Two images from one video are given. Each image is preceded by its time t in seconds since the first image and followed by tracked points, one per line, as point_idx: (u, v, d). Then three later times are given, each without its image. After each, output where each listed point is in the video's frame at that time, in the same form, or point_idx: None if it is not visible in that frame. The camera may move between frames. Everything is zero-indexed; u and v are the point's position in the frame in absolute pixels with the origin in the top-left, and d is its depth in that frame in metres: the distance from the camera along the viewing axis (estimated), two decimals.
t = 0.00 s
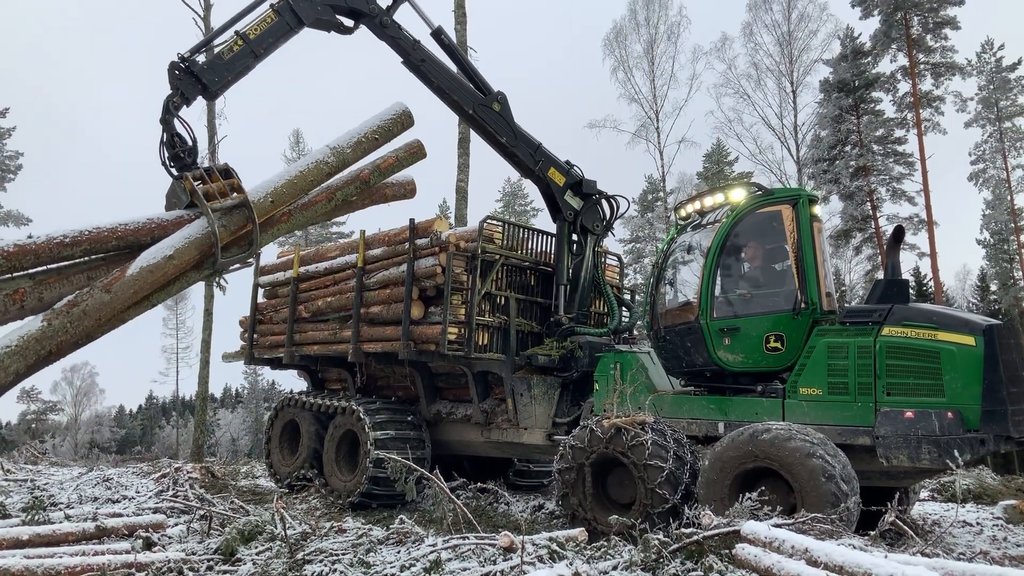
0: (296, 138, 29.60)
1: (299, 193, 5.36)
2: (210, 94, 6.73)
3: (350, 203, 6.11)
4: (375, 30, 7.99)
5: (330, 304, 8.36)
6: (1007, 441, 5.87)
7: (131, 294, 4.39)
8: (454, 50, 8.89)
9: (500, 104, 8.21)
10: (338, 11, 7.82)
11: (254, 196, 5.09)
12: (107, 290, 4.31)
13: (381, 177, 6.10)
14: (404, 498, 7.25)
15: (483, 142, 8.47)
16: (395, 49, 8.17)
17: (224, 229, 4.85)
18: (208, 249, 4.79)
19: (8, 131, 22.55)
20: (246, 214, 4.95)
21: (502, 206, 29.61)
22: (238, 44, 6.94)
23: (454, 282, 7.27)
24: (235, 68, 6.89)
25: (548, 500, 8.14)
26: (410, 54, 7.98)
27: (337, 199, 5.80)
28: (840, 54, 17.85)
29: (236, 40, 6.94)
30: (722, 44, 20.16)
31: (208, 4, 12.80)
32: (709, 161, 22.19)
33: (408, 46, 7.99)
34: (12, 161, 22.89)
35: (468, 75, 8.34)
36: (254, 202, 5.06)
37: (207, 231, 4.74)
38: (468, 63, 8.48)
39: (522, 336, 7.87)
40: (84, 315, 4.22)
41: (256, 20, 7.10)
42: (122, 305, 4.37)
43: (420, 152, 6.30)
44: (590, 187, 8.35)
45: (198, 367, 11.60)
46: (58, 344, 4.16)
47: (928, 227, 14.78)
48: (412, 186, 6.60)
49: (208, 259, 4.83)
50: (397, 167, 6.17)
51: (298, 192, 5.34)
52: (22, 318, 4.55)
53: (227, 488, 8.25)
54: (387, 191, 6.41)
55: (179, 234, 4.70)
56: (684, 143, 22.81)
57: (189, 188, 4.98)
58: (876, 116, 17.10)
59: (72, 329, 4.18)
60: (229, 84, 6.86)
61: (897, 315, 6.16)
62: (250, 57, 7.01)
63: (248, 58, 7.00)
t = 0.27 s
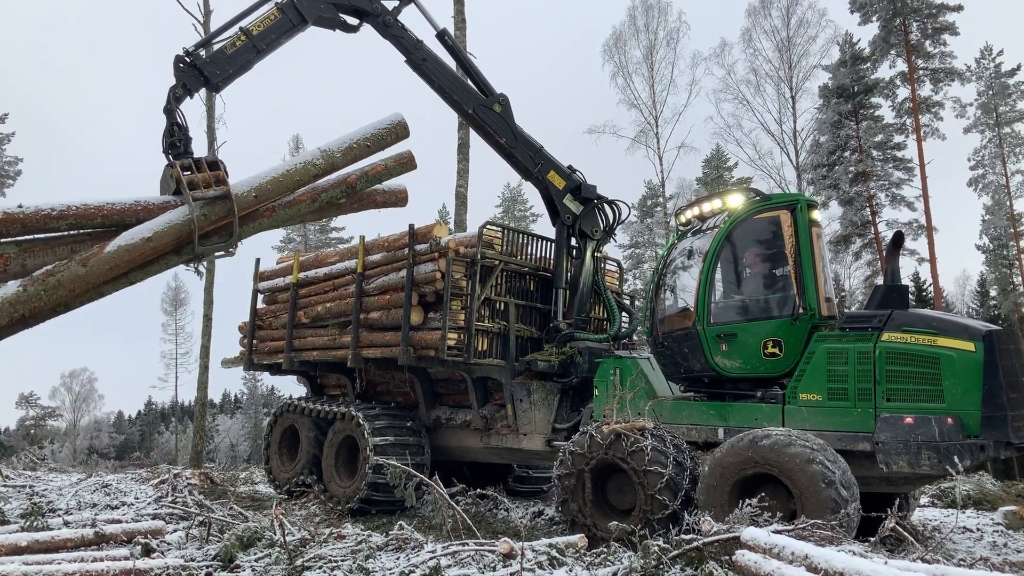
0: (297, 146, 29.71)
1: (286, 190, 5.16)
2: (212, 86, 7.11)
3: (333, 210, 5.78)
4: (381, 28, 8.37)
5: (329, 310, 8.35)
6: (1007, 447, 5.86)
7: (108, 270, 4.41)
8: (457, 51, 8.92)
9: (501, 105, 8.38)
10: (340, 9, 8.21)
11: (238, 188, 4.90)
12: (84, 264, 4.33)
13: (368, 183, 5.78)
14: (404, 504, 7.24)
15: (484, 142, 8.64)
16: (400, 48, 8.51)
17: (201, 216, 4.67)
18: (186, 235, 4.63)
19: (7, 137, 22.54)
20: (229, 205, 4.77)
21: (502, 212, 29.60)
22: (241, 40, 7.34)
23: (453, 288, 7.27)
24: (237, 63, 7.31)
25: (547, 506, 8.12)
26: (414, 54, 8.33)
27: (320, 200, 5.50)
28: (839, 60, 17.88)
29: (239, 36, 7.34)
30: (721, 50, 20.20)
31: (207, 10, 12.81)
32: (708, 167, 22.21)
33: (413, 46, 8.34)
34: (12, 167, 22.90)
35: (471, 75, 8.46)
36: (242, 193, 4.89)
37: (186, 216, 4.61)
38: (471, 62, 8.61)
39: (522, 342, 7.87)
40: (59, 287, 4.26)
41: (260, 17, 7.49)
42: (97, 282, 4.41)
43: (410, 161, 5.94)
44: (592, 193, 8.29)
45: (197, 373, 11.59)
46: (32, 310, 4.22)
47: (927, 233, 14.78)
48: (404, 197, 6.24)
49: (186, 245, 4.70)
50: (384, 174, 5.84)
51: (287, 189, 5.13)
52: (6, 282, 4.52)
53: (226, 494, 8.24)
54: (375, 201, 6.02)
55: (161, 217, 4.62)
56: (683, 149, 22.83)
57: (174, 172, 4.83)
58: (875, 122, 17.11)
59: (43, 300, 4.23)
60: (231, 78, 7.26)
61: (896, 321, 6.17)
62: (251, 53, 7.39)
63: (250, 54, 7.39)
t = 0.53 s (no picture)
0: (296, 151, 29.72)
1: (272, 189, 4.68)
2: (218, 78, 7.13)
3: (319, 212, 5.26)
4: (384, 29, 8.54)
5: (327, 315, 8.35)
6: (1006, 451, 5.85)
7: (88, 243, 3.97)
8: (461, 52, 8.90)
9: (501, 107, 8.42)
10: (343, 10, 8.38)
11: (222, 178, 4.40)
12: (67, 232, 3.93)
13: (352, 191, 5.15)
14: (402, 508, 7.23)
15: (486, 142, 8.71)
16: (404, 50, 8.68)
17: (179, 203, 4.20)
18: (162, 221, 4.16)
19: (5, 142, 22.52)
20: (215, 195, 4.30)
21: (500, 216, 29.60)
22: (245, 36, 7.43)
23: (451, 291, 7.27)
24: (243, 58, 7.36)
25: (546, 510, 8.12)
26: (415, 55, 8.48)
27: (301, 203, 4.91)
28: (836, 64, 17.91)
29: (243, 32, 7.43)
30: (719, 54, 20.24)
31: (205, 15, 12.82)
32: (707, 171, 22.23)
33: (416, 47, 8.48)
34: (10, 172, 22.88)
35: (472, 76, 8.51)
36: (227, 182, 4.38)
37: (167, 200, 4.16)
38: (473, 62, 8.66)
39: (520, 346, 7.88)
40: (38, 253, 3.85)
41: (265, 15, 7.61)
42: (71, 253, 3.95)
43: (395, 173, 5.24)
44: (592, 197, 8.21)
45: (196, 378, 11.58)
46: (7, 275, 3.85)
47: (926, 236, 14.79)
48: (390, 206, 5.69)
49: (162, 231, 4.23)
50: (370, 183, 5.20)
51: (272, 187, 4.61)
52: None
53: (225, 499, 8.22)
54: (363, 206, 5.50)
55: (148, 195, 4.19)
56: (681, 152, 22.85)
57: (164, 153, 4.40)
58: (873, 126, 17.13)
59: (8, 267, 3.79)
60: (234, 72, 7.30)
61: (895, 325, 6.18)
62: (257, 49, 7.50)
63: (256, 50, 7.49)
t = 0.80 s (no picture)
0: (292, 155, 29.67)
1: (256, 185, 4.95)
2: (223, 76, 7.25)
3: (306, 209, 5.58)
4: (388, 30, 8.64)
5: (325, 317, 8.35)
6: (1003, 453, 5.84)
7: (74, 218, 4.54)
8: (465, 53, 8.89)
9: (502, 108, 8.41)
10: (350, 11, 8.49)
11: (208, 171, 4.78)
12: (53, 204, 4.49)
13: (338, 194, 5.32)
14: (400, 511, 7.22)
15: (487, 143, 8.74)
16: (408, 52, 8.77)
17: (165, 188, 4.65)
18: (148, 205, 4.64)
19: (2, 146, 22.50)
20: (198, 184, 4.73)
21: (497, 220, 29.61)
22: (252, 34, 7.58)
23: (449, 294, 7.27)
24: (249, 56, 7.51)
25: (544, 513, 8.12)
26: (419, 56, 8.56)
27: (282, 201, 5.17)
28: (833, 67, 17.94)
29: (250, 31, 7.57)
30: (716, 57, 20.27)
31: (202, 19, 12.82)
32: (704, 174, 22.25)
33: (420, 48, 8.56)
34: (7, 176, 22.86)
35: (474, 77, 8.52)
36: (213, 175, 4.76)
37: (154, 185, 4.63)
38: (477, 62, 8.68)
39: (518, 348, 7.88)
40: (25, 221, 4.42)
41: (274, 15, 7.75)
42: (55, 226, 4.53)
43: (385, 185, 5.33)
44: (591, 199, 8.15)
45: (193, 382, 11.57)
46: None
47: (923, 239, 14.81)
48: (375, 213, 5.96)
49: (146, 214, 4.70)
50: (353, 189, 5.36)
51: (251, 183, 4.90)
52: None
53: (222, 502, 8.21)
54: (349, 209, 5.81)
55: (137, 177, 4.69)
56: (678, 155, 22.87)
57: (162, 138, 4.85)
58: (870, 128, 17.16)
59: None
60: (240, 69, 7.45)
61: (892, 327, 6.18)
62: (265, 48, 7.65)
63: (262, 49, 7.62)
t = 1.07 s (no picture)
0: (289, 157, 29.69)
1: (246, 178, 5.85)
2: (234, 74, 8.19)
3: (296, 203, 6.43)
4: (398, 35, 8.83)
5: (323, 320, 8.34)
6: (1001, 455, 5.84)
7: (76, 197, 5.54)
8: (469, 56, 8.89)
9: (503, 109, 8.40)
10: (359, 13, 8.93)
11: (203, 163, 5.73)
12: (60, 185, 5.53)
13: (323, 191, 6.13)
14: (398, 513, 7.22)
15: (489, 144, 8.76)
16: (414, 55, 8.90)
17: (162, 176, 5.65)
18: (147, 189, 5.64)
19: None
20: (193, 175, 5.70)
21: (495, 222, 29.60)
22: (261, 35, 8.39)
23: (447, 297, 7.27)
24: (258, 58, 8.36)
25: (542, 515, 8.11)
26: (423, 58, 8.67)
27: (271, 194, 6.01)
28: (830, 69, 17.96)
29: (261, 31, 8.38)
30: (713, 59, 20.29)
31: (200, 21, 12.82)
32: (701, 176, 22.27)
33: (426, 51, 8.69)
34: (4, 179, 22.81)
35: (477, 78, 8.55)
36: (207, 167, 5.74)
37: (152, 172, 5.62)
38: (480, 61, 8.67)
39: (516, 351, 7.89)
40: (33, 197, 5.46)
41: (284, 16, 8.48)
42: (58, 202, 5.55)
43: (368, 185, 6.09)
44: (589, 201, 8.09)
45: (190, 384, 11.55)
46: (17, 210, 5.48)
47: (920, 241, 14.82)
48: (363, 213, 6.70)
49: (146, 197, 5.71)
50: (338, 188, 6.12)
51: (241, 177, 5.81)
52: (4, 184, 5.90)
53: (220, 505, 8.20)
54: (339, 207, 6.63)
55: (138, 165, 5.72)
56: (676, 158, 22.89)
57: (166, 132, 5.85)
58: (867, 131, 17.19)
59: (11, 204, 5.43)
60: (247, 67, 8.31)
61: (889, 329, 6.18)
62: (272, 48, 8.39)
63: (267, 49, 8.36)
